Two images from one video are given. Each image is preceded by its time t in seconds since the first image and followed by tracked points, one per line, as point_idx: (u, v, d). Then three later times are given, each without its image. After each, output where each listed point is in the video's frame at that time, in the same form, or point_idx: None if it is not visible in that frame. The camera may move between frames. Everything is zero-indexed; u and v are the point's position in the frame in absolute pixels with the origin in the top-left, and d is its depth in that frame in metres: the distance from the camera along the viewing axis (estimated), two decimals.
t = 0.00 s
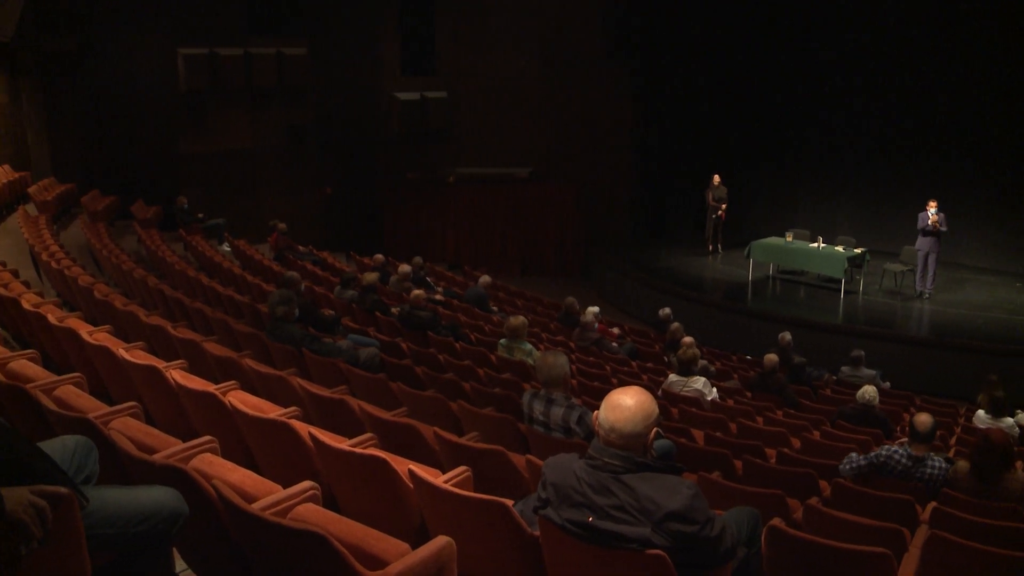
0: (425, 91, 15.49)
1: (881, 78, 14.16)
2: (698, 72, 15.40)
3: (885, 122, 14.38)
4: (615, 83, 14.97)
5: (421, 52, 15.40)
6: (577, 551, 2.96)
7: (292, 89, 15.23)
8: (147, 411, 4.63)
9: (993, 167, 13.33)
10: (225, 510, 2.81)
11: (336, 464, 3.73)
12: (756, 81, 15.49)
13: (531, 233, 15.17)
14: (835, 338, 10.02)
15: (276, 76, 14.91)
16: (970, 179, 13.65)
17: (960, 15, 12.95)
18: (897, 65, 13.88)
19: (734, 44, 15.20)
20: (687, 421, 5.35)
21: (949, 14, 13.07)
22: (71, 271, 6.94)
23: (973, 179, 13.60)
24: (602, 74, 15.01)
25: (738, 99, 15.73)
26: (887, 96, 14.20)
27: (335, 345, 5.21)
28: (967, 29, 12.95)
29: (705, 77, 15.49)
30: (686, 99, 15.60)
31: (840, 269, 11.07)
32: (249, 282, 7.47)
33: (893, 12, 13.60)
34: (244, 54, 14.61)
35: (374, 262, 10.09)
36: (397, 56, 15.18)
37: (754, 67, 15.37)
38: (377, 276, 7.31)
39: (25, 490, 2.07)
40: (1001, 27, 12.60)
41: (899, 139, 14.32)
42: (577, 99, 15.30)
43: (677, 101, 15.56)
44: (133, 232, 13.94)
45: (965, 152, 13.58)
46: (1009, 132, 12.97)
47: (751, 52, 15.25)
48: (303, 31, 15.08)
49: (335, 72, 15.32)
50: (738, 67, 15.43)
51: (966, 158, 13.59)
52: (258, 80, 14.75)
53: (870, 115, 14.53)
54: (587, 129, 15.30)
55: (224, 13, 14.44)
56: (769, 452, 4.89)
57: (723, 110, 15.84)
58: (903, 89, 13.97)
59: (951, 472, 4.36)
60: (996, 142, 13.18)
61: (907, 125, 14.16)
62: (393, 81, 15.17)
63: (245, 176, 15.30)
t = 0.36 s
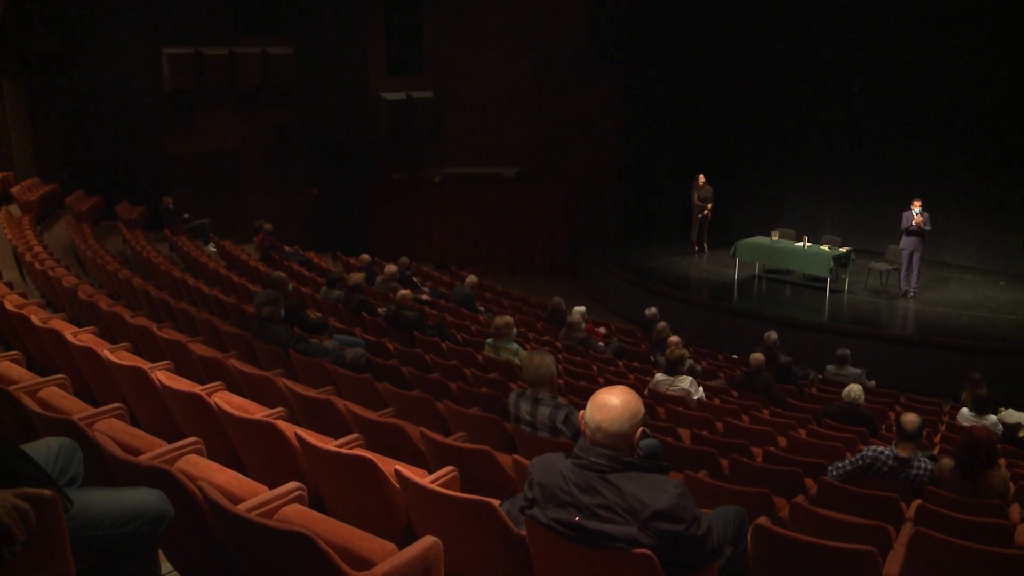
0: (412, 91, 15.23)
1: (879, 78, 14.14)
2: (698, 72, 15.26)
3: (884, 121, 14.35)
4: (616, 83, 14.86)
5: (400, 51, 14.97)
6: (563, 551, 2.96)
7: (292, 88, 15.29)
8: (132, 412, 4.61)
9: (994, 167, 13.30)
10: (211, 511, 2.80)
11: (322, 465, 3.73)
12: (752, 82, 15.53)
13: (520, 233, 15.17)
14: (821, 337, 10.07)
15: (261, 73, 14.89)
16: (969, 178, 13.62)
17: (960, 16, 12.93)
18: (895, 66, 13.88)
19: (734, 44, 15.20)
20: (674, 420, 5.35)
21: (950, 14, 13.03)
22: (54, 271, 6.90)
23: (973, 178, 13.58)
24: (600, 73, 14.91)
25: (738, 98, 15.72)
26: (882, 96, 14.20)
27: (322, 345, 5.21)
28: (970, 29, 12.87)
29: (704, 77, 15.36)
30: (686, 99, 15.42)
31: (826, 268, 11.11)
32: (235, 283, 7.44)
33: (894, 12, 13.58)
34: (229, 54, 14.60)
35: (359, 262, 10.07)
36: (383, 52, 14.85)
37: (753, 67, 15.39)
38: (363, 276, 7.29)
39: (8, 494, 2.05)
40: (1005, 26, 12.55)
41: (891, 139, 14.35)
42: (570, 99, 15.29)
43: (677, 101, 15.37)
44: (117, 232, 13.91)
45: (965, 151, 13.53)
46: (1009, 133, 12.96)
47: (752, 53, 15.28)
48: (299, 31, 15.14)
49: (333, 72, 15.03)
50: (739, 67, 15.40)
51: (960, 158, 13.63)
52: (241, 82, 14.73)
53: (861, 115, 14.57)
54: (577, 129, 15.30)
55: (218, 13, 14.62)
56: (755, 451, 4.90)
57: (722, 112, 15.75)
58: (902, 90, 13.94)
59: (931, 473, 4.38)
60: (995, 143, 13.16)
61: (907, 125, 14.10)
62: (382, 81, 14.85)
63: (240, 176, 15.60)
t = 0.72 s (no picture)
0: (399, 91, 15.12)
1: (874, 79, 14.13)
2: (699, 72, 15.64)
3: (883, 121, 14.27)
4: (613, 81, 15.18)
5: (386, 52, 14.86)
6: (549, 551, 2.96)
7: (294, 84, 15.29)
8: (117, 413, 4.59)
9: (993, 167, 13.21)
10: (197, 512, 2.79)
11: (308, 465, 3.72)
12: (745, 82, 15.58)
13: (508, 233, 15.16)
14: (806, 337, 10.10)
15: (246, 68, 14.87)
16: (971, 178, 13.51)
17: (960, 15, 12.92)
18: (890, 66, 13.88)
19: (735, 44, 15.38)
20: (660, 420, 5.36)
21: (950, 14, 13.03)
22: (38, 272, 6.87)
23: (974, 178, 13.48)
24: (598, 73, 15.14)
25: (738, 98, 15.84)
26: (876, 96, 14.21)
27: (308, 345, 5.20)
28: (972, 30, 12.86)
29: (704, 77, 15.73)
30: (686, 99, 15.89)
31: (812, 268, 11.16)
32: (220, 284, 7.41)
33: (894, 12, 13.57)
34: (213, 54, 14.55)
35: (345, 262, 10.05)
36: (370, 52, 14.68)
37: (753, 67, 15.44)
38: (349, 277, 7.28)
39: None
40: (1007, 26, 12.50)
41: (882, 139, 14.37)
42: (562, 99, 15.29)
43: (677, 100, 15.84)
44: (100, 231, 13.87)
45: (959, 151, 13.52)
46: (1009, 133, 12.89)
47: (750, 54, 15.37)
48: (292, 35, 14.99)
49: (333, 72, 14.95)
50: (739, 67, 15.55)
51: (960, 160, 13.57)
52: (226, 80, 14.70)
53: (851, 114, 14.61)
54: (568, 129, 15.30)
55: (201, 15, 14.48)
56: (740, 450, 4.92)
57: (723, 112, 16.04)
58: (899, 90, 13.90)
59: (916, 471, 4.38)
60: (996, 143, 13.09)
61: (907, 125, 14.00)
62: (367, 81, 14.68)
63: (228, 177, 15.36)
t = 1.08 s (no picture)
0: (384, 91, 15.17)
1: (865, 78, 14.19)
2: (699, 72, 15.55)
3: (882, 121, 14.23)
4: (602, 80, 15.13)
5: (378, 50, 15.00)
6: (537, 550, 2.96)
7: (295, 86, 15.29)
8: (101, 414, 4.57)
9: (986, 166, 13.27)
10: (182, 513, 2.77)
11: (294, 465, 3.71)
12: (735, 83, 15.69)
13: (497, 233, 15.14)
14: (792, 336, 10.14)
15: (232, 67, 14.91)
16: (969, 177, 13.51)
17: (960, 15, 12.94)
18: (884, 66, 13.92)
19: (734, 44, 15.34)
20: (646, 419, 5.37)
21: (949, 14, 13.02)
22: (22, 272, 6.85)
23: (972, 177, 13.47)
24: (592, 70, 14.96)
25: (738, 98, 15.72)
26: (868, 96, 14.26)
27: (294, 346, 5.19)
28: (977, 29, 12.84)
29: (704, 77, 15.62)
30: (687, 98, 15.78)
31: (797, 266, 11.20)
32: (206, 284, 7.40)
33: (892, 12, 13.60)
34: (200, 53, 14.63)
35: (331, 262, 10.04)
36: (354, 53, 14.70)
37: (753, 66, 15.38)
38: (335, 277, 7.26)
39: None
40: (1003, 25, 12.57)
41: (872, 139, 14.42)
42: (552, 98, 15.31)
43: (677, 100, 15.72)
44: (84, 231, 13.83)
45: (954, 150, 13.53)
46: (1010, 133, 12.87)
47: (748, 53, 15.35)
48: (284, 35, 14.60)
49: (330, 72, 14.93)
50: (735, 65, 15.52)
51: (957, 160, 13.56)
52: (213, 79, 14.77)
53: (841, 114, 14.67)
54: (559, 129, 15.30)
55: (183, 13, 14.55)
56: (727, 449, 4.93)
57: (723, 112, 15.89)
58: (892, 90, 13.95)
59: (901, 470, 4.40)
60: (996, 143, 13.07)
61: (907, 126, 13.94)
62: (352, 80, 14.67)
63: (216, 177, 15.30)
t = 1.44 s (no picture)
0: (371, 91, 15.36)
1: (854, 78, 14.24)
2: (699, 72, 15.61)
3: (876, 120, 14.22)
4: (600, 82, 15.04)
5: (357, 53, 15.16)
6: (523, 549, 2.96)
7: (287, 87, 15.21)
8: (85, 415, 4.54)
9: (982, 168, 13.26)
10: (167, 515, 2.76)
11: (280, 466, 3.70)
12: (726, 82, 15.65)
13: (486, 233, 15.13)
14: (778, 335, 10.17)
15: (217, 67, 14.54)
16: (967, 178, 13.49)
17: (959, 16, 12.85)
18: (875, 66, 13.92)
19: (734, 44, 15.28)
20: (633, 418, 5.38)
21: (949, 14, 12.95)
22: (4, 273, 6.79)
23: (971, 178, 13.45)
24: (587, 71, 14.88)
25: (738, 98, 15.61)
26: (860, 95, 14.26)
27: (279, 346, 5.17)
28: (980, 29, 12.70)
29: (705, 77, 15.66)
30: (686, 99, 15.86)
31: (783, 265, 11.24)
32: (191, 285, 7.36)
33: (889, 12, 13.51)
34: (184, 53, 14.27)
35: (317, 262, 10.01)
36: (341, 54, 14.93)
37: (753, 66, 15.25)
38: (321, 277, 7.24)
39: None
40: (1003, 26, 12.46)
41: (860, 138, 14.49)
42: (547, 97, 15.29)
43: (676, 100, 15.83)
44: (68, 231, 13.78)
45: (944, 150, 13.57)
46: (1010, 133, 12.84)
47: (739, 53, 15.32)
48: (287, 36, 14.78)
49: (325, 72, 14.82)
50: (732, 65, 15.45)
51: (952, 160, 13.55)
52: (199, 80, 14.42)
53: (830, 113, 14.70)
54: (549, 128, 15.29)
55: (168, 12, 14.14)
56: (713, 447, 4.94)
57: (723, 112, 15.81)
58: (881, 91, 13.99)
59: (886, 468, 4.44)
60: (996, 143, 13.03)
61: (907, 126, 13.88)
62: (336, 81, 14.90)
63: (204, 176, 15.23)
